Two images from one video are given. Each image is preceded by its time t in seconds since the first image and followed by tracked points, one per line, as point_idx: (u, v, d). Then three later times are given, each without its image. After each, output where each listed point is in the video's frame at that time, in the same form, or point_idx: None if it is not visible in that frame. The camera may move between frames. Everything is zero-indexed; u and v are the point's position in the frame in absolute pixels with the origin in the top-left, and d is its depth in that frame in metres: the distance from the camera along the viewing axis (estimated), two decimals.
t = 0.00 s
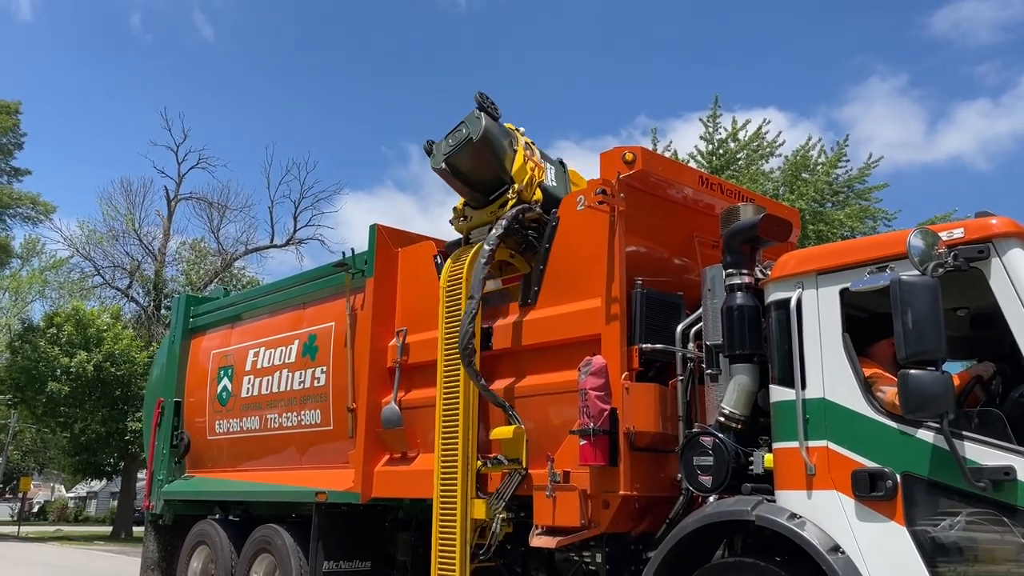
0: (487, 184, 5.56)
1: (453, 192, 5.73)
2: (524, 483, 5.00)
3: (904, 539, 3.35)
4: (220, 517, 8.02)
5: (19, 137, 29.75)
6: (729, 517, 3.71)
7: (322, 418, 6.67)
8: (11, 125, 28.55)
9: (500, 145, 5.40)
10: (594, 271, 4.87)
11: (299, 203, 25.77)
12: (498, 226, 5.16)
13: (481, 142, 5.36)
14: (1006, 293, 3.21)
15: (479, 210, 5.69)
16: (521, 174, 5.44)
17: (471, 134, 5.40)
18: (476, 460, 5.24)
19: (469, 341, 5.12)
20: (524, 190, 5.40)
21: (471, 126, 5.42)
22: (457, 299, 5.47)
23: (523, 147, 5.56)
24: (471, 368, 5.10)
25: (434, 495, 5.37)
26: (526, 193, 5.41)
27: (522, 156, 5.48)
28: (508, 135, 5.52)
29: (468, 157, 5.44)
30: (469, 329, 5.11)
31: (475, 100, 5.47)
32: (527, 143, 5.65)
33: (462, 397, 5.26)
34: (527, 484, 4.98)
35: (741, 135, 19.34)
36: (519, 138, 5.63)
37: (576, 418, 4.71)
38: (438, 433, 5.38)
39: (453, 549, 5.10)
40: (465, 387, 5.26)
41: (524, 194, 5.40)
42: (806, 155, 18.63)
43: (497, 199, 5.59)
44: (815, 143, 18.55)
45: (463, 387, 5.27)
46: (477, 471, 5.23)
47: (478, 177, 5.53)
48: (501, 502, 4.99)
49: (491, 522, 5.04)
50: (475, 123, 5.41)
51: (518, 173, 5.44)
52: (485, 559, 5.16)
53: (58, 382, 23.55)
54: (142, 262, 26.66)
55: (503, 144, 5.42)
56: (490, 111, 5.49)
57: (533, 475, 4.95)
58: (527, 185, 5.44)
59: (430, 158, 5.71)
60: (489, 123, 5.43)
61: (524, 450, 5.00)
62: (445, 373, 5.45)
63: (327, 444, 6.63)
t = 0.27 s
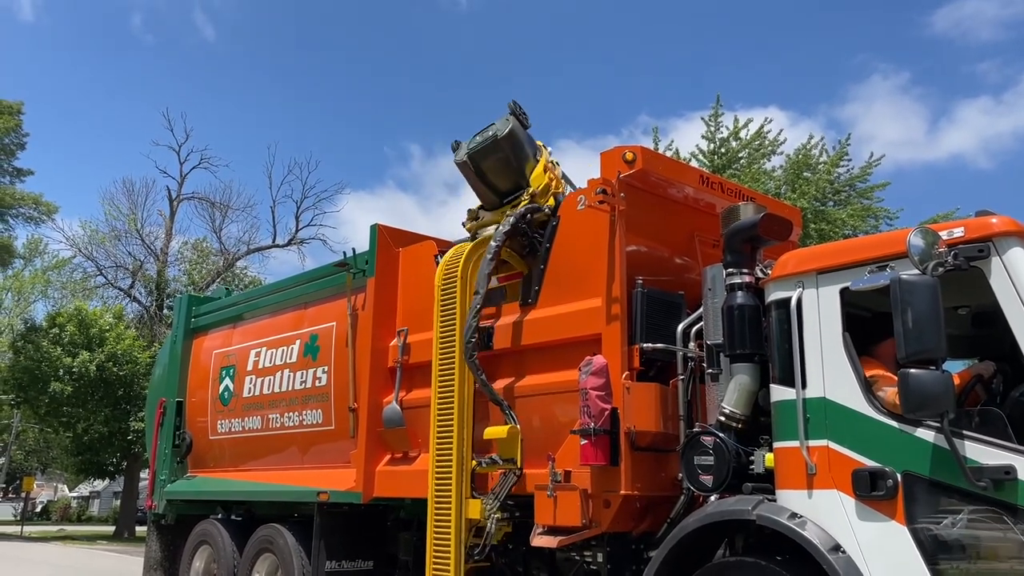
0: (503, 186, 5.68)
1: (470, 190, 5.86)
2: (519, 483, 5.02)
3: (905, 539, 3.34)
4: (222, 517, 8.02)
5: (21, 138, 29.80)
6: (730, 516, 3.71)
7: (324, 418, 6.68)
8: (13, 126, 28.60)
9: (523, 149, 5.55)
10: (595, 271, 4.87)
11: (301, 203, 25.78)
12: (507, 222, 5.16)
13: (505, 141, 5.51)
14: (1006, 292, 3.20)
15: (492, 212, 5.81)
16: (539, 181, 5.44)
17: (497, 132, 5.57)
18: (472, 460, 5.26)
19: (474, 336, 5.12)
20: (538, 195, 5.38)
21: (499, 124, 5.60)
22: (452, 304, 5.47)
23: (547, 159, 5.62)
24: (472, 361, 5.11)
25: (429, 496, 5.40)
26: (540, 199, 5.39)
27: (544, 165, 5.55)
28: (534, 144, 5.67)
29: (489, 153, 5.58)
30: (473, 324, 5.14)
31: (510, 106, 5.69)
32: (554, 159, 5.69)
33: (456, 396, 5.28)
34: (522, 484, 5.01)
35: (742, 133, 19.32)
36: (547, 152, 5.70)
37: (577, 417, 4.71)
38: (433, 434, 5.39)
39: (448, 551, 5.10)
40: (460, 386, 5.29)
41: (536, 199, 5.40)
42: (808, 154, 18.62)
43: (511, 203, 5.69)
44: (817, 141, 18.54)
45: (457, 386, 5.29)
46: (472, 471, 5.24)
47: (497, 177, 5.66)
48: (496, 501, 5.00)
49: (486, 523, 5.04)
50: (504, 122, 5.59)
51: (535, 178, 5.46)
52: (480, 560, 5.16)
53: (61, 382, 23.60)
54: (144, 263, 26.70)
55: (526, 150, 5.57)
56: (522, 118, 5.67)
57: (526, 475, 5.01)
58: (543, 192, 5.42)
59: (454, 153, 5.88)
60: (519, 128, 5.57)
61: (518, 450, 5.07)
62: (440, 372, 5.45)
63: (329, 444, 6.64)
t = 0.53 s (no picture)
0: (512, 191, 5.77)
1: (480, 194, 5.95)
2: (517, 482, 5.02)
3: (906, 538, 3.34)
4: (224, 517, 8.03)
5: (23, 138, 29.84)
6: (731, 516, 3.71)
7: (325, 418, 6.68)
8: (15, 126, 28.65)
9: (535, 155, 5.65)
10: (595, 271, 4.87)
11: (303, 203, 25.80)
12: (511, 224, 5.23)
13: (518, 146, 5.62)
14: (1006, 291, 3.20)
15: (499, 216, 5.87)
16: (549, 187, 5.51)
17: (511, 136, 5.68)
18: (471, 459, 5.25)
19: (476, 334, 5.12)
20: (546, 200, 5.43)
21: (513, 128, 5.71)
22: (450, 305, 5.46)
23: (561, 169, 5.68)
24: (473, 358, 5.12)
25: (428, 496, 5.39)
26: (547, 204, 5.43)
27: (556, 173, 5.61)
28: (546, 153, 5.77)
29: (501, 156, 5.69)
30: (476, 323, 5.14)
31: (526, 114, 5.81)
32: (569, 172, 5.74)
33: (456, 397, 5.26)
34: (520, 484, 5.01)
35: (744, 133, 19.31)
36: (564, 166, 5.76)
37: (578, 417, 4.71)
38: (433, 436, 5.38)
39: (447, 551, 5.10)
40: (459, 386, 5.27)
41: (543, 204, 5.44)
42: (810, 153, 18.61)
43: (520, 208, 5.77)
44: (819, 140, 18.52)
45: (456, 387, 5.27)
46: (470, 471, 5.23)
47: (507, 181, 5.75)
48: (495, 501, 5.00)
49: (485, 523, 5.03)
50: (519, 128, 5.70)
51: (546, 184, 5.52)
52: (479, 560, 5.17)
53: (64, 383, 23.64)
54: (146, 263, 26.73)
55: (539, 157, 5.67)
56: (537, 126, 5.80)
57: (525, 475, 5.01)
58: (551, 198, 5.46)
59: (467, 156, 5.99)
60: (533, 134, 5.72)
61: (517, 449, 5.05)
62: (438, 371, 5.44)
63: (330, 444, 6.64)
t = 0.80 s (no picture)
0: (514, 191, 5.78)
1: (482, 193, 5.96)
2: (518, 481, 5.03)
3: (910, 537, 3.34)
4: (226, 517, 8.04)
5: (25, 138, 29.88)
6: (733, 515, 3.72)
7: (328, 418, 6.69)
8: (18, 126, 28.70)
9: (537, 155, 5.66)
10: (598, 270, 4.88)
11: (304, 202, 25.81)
12: (512, 224, 5.23)
13: (520, 146, 5.64)
14: (1011, 290, 3.20)
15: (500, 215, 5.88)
16: (550, 187, 5.52)
17: (513, 135, 5.70)
18: (472, 458, 5.26)
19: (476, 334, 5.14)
20: (548, 199, 5.44)
21: (515, 128, 5.73)
22: (452, 305, 5.46)
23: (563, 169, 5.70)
24: (473, 357, 5.12)
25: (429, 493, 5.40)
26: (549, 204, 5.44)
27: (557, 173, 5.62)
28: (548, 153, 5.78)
29: (504, 156, 5.70)
30: (476, 322, 5.15)
31: (529, 114, 5.83)
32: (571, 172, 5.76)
33: (456, 397, 5.27)
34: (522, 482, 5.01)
35: (746, 132, 19.30)
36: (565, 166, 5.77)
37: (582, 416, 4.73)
38: (433, 432, 5.39)
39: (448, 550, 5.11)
40: (460, 384, 5.28)
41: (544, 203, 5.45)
42: (812, 152, 18.61)
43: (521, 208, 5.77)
44: (821, 140, 18.51)
45: (458, 387, 5.28)
46: (471, 471, 5.24)
47: (509, 181, 5.77)
48: (497, 500, 5.00)
49: (486, 522, 5.03)
50: (521, 128, 5.72)
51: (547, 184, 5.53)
52: (481, 558, 5.17)
53: (66, 383, 23.68)
54: (148, 263, 26.75)
55: (541, 157, 5.68)
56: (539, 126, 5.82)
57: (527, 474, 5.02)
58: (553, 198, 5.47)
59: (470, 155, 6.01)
60: (534, 134, 5.74)
61: (518, 448, 5.06)
62: (440, 370, 5.45)
63: (333, 444, 6.65)
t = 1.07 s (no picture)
0: (514, 190, 5.78)
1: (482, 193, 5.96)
2: (518, 481, 5.05)
3: (912, 537, 3.34)
4: (228, 517, 8.04)
5: (27, 139, 29.91)
6: (734, 515, 3.72)
7: (330, 418, 6.70)
8: (19, 127, 28.74)
9: (537, 153, 5.65)
10: (599, 270, 4.88)
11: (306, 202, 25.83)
12: (511, 224, 5.23)
13: (520, 145, 5.64)
14: (1012, 289, 3.20)
15: (500, 215, 5.88)
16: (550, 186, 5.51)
17: (513, 135, 5.70)
18: (472, 458, 5.27)
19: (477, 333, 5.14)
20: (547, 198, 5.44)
21: (515, 127, 5.73)
22: (452, 305, 5.46)
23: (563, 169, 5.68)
24: (472, 358, 5.13)
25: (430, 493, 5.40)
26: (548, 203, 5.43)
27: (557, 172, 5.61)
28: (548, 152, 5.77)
29: (503, 156, 5.71)
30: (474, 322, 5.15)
31: (529, 113, 5.83)
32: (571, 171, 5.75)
33: (456, 398, 5.28)
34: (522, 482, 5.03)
35: (748, 131, 19.29)
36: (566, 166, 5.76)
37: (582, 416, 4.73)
38: (433, 431, 5.40)
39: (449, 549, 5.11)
40: (461, 384, 5.28)
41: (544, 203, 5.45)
42: (813, 151, 18.60)
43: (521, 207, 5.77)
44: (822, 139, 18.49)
45: (459, 388, 5.28)
46: (472, 470, 5.24)
47: (509, 181, 5.76)
48: (497, 500, 5.01)
49: (487, 522, 5.04)
50: (521, 127, 5.73)
51: (546, 183, 5.53)
52: (482, 558, 5.17)
53: (68, 383, 23.72)
54: (150, 263, 26.78)
55: (541, 155, 5.67)
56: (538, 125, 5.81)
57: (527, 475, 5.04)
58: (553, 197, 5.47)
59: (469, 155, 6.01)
60: (534, 134, 5.73)
61: (518, 448, 5.09)
62: (440, 369, 5.45)
63: (334, 444, 6.66)
